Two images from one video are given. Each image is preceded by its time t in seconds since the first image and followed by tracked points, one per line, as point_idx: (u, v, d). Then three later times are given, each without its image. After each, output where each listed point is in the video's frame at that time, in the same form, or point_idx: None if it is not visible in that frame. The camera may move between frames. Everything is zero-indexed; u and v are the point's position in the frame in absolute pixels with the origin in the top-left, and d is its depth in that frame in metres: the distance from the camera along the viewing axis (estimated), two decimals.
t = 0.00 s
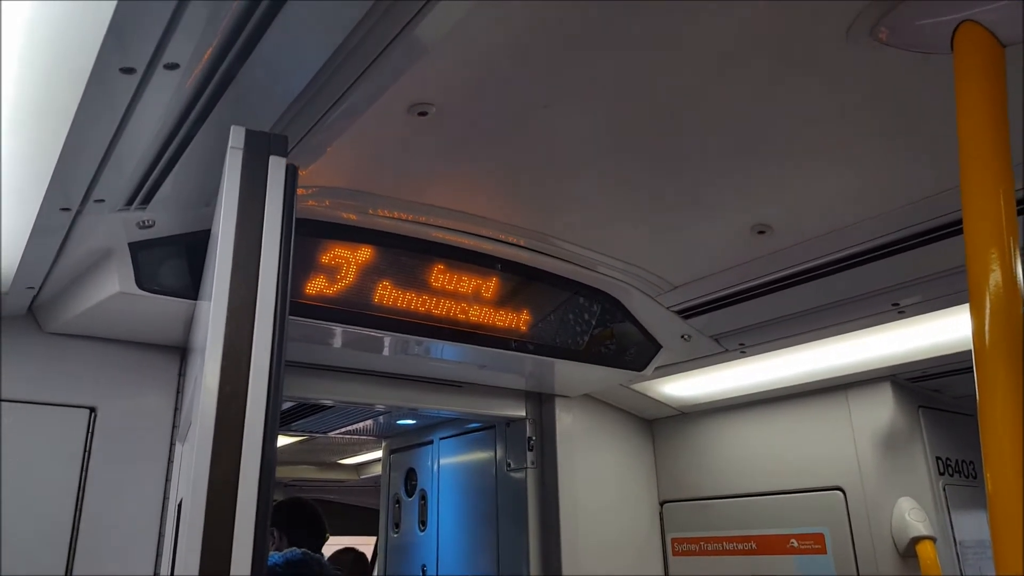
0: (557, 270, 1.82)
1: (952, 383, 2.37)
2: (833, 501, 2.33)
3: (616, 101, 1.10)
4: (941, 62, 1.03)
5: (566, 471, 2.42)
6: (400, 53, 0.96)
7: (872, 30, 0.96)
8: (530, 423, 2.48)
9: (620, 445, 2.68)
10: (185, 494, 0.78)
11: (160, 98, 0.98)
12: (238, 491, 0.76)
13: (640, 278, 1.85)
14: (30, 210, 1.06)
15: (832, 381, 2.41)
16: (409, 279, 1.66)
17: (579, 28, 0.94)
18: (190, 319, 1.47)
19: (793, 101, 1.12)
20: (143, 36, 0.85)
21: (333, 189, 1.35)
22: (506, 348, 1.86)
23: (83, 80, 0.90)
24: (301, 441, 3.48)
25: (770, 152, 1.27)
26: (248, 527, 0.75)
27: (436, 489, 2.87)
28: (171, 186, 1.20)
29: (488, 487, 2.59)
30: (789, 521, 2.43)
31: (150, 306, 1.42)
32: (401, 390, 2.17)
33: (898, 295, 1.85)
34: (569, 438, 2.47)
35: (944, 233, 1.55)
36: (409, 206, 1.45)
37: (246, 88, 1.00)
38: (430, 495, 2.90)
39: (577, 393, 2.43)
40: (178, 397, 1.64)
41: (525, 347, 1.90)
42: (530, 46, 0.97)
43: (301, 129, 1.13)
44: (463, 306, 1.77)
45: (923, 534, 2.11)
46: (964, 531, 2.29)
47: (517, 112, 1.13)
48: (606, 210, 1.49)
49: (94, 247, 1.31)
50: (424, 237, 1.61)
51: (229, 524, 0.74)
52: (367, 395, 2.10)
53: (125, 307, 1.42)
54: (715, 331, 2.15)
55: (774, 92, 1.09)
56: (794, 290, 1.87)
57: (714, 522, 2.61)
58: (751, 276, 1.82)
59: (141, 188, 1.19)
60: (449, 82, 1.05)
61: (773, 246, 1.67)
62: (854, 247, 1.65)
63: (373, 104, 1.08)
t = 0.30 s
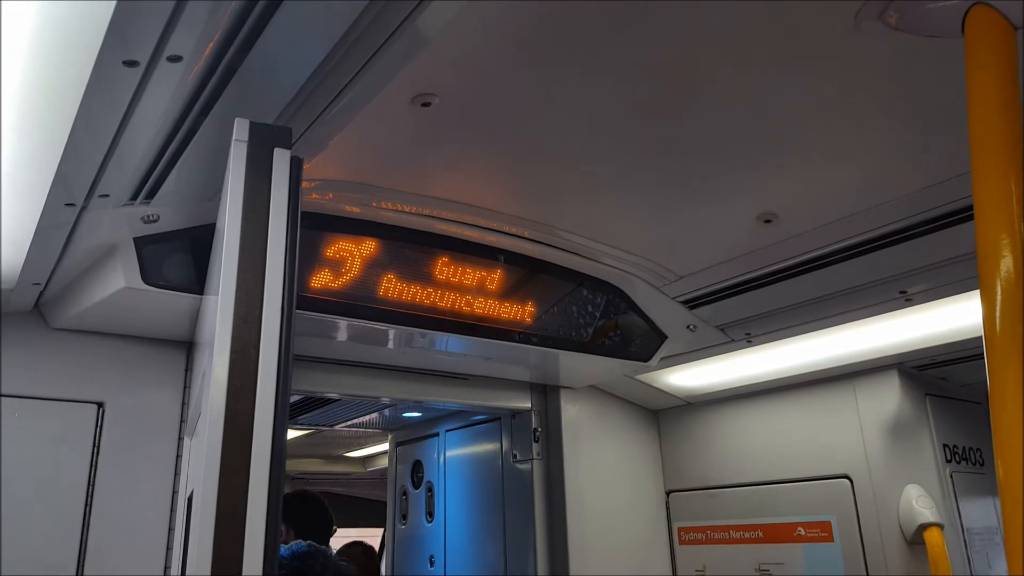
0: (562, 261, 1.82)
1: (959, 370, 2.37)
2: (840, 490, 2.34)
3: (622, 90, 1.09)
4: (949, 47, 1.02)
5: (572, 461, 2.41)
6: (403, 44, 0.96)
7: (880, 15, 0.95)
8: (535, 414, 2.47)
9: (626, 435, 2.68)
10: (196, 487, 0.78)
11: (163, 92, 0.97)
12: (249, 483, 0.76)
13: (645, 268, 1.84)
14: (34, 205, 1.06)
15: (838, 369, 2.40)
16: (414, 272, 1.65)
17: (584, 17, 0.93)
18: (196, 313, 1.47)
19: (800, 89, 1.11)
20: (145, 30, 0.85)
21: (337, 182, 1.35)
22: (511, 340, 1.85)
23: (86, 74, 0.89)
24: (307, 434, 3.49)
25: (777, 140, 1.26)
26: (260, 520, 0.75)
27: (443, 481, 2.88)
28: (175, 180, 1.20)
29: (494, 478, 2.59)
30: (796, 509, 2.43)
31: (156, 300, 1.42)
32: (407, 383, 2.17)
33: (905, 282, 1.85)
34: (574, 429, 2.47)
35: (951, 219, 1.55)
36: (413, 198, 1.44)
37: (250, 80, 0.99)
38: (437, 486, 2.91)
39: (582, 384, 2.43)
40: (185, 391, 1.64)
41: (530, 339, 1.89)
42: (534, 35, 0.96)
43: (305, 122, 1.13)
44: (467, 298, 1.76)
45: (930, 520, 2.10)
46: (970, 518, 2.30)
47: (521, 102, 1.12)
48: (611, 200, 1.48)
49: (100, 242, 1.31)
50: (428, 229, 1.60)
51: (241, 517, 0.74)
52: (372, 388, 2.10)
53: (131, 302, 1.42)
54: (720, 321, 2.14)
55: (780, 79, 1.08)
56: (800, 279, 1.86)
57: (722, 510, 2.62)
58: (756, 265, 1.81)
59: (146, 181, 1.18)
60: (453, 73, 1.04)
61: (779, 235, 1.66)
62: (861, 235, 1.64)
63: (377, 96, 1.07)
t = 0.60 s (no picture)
0: (566, 250, 1.81)
1: (964, 357, 2.37)
2: (845, 477, 2.33)
3: (626, 78, 1.09)
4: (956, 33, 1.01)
5: (577, 450, 2.42)
6: (406, 33, 0.95)
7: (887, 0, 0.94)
8: (540, 403, 2.48)
9: (631, 423, 2.69)
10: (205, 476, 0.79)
11: (166, 84, 0.97)
12: (256, 473, 0.76)
13: (650, 257, 1.84)
14: (38, 196, 1.06)
15: (844, 357, 2.40)
16: (419, 262, 1.65)
17: (587, 6, 0.93)
18: (202, 304, 1.47)
19: (806, 75, 1.10)
20: (148, 22, 0.84)
21: (341, 172, 1.34)
22: (515, 330, 1.85)
23: (88, 64, 0.89)
24: (313, 424, 3.50)
25: (782, 128, 1.26)
26: (268, 508, 0.76)
27: (448, 470, 2.90)
28: (178, 172, 1.20)
29: (499, 467, 2.60)
30: (800, 497, 2.43)
31: (161, 291, 1.42)
32: (412, 373, 2.18)
33: (911, 270, 1.84)
34: (579, 417, 2.48)
35: (958, 206, 1.54)
36: (418, 188, 1.44)
37: (253, 70, 0.99)
38: (442, 475, 2.92)
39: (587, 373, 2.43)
40: (191, 381, 1.65)
41: (535, 329, 1.89)
42: (537, 23, 0.96)
43: (308, 112, 1.13)
44: (473, 288, 1.76)
45: (935, 507, 2.12)
46: (975, 504, 2.30)
47: (525, 90, 1.11)
48: (616, 189, 1.48)
49: (105, 232, 1.31)
50: (432, 219, 1.60)
51: (249, 506, 0.75)
52: (378, 377, 2.10)
53: (136, 293, 1.43)
54: (725, 309, 2.14)
55: (786, 66, 1.08)
56: (805, 267, 1.86)
57: (726, 498, 2.63)
58: (761, 253, 1.81)
59: (150, 173, 1.18)
60: (457, 62, 1.03)
61: (784, 222, 1.65)
62: (866, 222, 1.63)
63: (381, 86, 1.07)
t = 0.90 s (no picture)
0: (568, 241, 1.81)
1: (965, 350, 2.37)
2: (845, 469, 2.34)
3: (630, 68, 1.08)
4: (961, 24, 1.00)
5: (577, 442, 2.42)
6: (410, 21, 0.94)
7: None
8: (541, 394, 2.49)
9: (632, 414, 2.69)
10: (208, 463, 0.79)
11: (168, 71, 0.96)
12: (259, 461, 0.76)
13: (651, 248, 1.84)
14: (39, 183, 1.06)
15: (844, 349, 2.40)
16: (420, 251, 1.65)
17: None
18: (203, 292, 1.47)
19: (810, 66, 1.10)
20: (152, 9, 0.84)
21: (343, 161, 1.34)
22: (517, 320, 1.86)
23: (91, 51, 0.88)
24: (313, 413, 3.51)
25: (786, 119, 1.25)
26: (271, 496, 0.76)
27: (449, 460, 2.90)
28: (180, 160, 1.19)
29: (499, 457, 2.61)
30: (800, 488, 2.44)
31: (163, 279, 1.42)
32: (413, 363, 2.18)
33: (913, 262, 1.84)
34: (580, 408, 2.48)
35: (961, 197, 1.54)
36: (420, 178, 1.44)
37: (256, 58, 0.98)
38: (443, 465, 2.92)
39: (587, 364, 2.43)
40: (193, 370, 1.65)
41: (536, 319, 1.90)
42: (541, 11, 0.95)
43: (311, 101, 1.12)
44: (474, 278, 1.76)
45: (935, 499, 2.13)
46: (974, 496, 2.31)
47: (529, 80, 1.11)
48: (619, 180, 1.48)
49: (106, 220, 1.31)
50: (434, 208, 1.60)
51: (252, 493, 0.75)
52: (379, 367, 2.11)
53: (138, 281, 1.43)
54: (726, 301, 2.14)
55: (791, 56, 1.07)
56: (807, 258, 1.86)
57: (725, 489, 2.64)
58: (763, 245, 1.80)
59: (152, 160, 1.18)
60: (460, 51, 1.03)
61: (787, 214, 1.65)
62: (869, 214, 1.63)
63: (384, 75, 1.06)
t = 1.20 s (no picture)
0: (568, 232, 1.81)
1: (964, 341, 2.37)
2: (844, 460, 2.35)
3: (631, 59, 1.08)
4: (963, 14, 1.00)
5: (577, 432, 2.43)
6: (410, 8, 0.94)
7: None
8: (541, 384, 2.49)
9: (631, 405, 2.70)
10: (208, 452, 0.79)
11: (168, 58, 0.96)
12: (259, 449, 0.76)
13: (652, 239, 1.83)
14: (38, 171, 1.06)
15: (844, 340, 2.40)
16: (420, 241, 1.65)
17: None
18: (203, 281, 1.47)
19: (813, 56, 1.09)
20: None
21: (343, 150, 1.34)
22: (516, 310, 1.86)
23: (90, 38, 0.88)
24: (313, 404, 3.51)
25: (788, 110, 1.25)
26: (272, 484, 0.76)
27: (448, 450, 2.91)
28: (180, 148, 1.19)
29: (499, 447, 2.61)
30: (799, 479, 2.44)
31: (163, 268, 1.42)
32: (413, 353, 2.18)
33: (913, 253, 1.84)
34: (579, 399, 2.48)
35: (963, 188, 1.53)
36: (421, 168, 1.44)
37: (256, 46, 0.98)
38: (443, 455, 2.93)
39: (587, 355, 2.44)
40: (193, 360, 1.65)
41: (536, 310, 1.90)
42: None
43: (310, 90, 1.12)
44: (474, 268, 1.76)
45: (933, 490, 2.14)
46: (972, 487, 2.31)
47: (530, 70, 1.10)
48: (619, 170, 1.47)
49: (106, 209, 1.31)
50: (434, 198, 1.59)
51: (253, 482, 0.75)
52: (379, 357, 2.11)
53: (138, 271, 1.42)
54: (726, 292, 2.14)
55: (793, 47, 1.07)
56: (808, 249, 1.85)
57: (724, 480, 2.64)
58: (764, 236, 1.80)
59: (152, 148, 1.18)
60: (460, 41, 1.02)
61: (787, 205, 1.65)
62: (870, 205, 1.63)
63: (384, 64, 1.06)
